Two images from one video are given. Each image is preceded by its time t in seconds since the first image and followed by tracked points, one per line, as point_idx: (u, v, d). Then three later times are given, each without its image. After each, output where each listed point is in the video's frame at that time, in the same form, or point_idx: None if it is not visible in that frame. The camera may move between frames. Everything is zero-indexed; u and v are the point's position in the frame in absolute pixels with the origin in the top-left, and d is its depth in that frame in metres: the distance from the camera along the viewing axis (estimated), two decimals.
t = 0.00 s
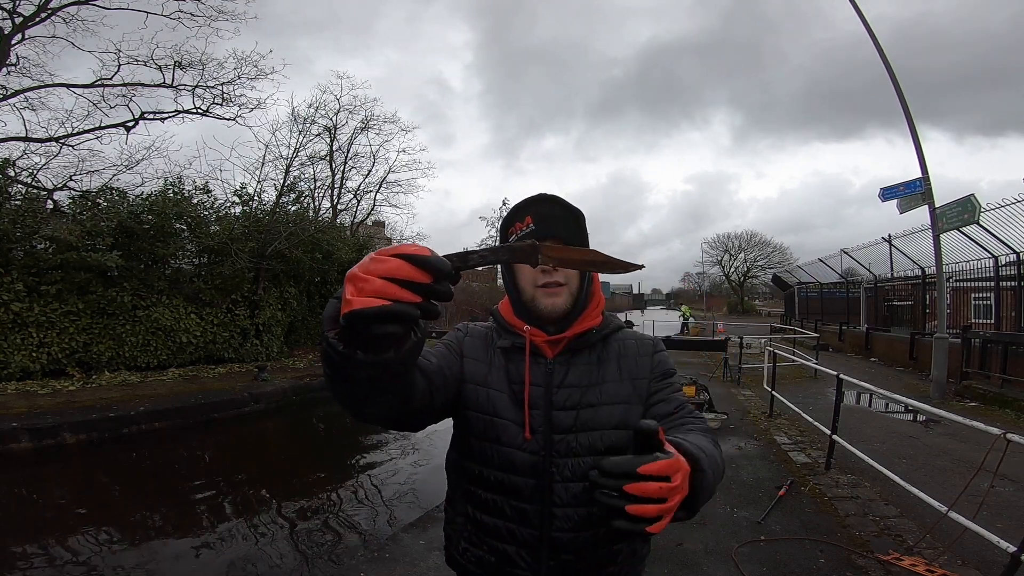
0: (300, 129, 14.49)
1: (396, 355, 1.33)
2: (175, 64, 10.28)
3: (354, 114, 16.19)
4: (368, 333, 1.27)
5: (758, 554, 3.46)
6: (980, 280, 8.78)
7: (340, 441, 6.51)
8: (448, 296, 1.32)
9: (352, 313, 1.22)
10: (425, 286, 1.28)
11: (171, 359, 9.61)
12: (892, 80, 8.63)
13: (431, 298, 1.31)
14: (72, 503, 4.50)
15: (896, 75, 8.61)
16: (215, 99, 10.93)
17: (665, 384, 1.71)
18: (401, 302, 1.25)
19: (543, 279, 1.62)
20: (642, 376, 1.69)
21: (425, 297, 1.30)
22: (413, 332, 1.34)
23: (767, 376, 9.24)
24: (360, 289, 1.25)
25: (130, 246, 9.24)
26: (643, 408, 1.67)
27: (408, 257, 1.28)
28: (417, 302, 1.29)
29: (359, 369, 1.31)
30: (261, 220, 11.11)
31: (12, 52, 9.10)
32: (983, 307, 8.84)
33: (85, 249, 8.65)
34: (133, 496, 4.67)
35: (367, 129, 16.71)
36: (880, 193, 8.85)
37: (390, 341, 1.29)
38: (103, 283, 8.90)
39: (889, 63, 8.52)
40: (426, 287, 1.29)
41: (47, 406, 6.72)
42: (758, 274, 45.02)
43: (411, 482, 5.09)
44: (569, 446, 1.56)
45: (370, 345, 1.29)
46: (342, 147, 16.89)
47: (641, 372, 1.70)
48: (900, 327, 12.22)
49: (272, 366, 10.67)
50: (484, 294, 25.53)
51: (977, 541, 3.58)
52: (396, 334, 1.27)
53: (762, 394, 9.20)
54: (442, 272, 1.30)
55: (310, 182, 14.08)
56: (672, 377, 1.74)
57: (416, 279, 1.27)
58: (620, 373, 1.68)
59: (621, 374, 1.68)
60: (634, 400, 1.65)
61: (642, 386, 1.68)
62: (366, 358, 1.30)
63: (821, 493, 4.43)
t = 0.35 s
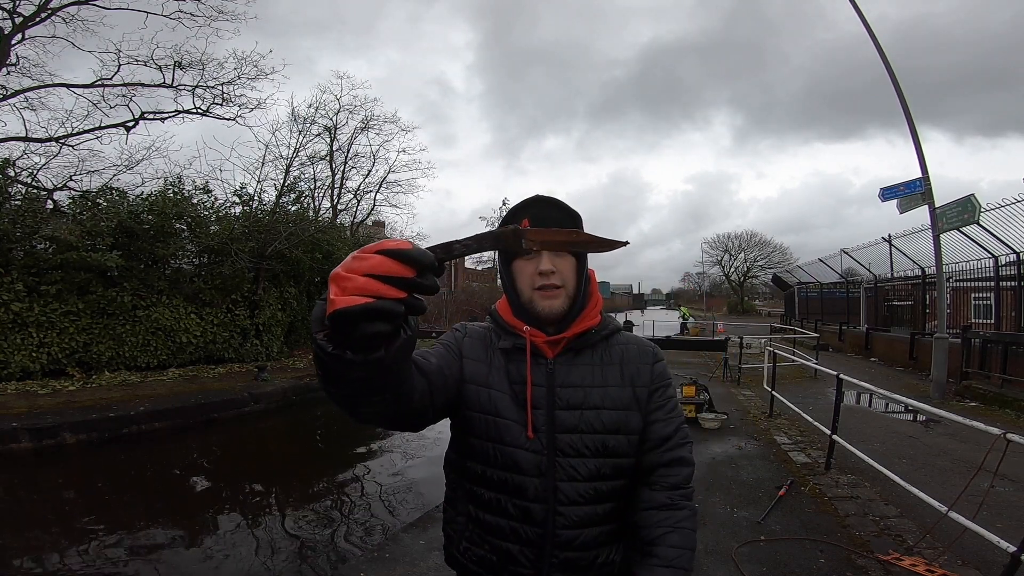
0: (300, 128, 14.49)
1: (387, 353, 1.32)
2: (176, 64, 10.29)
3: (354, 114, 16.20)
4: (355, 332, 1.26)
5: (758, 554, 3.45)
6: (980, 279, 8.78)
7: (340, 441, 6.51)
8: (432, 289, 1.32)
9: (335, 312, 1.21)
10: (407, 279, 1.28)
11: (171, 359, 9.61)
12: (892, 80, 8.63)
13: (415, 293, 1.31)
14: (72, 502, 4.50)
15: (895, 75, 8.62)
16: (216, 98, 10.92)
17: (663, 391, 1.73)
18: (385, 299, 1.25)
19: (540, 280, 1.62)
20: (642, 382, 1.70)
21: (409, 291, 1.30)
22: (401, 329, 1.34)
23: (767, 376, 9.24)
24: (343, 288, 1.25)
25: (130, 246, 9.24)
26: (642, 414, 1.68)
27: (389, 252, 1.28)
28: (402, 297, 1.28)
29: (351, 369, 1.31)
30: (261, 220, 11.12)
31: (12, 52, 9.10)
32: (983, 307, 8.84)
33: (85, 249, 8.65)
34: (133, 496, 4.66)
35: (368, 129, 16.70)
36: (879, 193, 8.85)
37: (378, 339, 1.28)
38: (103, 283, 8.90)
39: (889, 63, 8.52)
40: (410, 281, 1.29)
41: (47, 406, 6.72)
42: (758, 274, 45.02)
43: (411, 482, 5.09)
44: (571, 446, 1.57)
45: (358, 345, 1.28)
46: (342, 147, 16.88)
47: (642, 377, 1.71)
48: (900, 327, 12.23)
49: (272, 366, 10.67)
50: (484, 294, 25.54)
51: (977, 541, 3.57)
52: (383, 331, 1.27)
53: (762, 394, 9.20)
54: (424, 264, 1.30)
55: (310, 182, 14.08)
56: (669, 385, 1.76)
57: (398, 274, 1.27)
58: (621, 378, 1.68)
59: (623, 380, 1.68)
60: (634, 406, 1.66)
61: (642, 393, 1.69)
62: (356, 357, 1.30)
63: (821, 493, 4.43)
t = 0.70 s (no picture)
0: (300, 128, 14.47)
1: (387, 353, 1.32)
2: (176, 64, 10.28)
3: (354, 114, 16.18)
4: (355, 332, 1.26)
5: (758, 554, 3.46)
6: (980, 279, 8.78)
7: (340, 441, 6.51)
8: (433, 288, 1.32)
9: (335, 314, 1.21)
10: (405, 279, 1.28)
11: (171, 359, 9.61)
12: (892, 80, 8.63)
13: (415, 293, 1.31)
14: (73, 503, 4.50)
15: (896, 76, 8.63)
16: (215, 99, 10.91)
17: (662, 393, 1.75)
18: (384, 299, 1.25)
19: (539, 283, 1.63)
20: (642, 384, 1.71)
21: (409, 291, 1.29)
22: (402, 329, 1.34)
23: (767, 376, 9.24)
24: (342, 289, 1.25)
25: (130, 246, 9.24)
26: (641, 415, 1.70)
27: (388, 253, 1.28)
28: (401, 297, 1.28)
29: (351, 369, 1.30)
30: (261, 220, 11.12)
31: (12, 51, 9.09)
32: (983, 307, 8.84)
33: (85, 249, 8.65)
34: (133, 496, 4.66)
35: (368, 129, 16.69)
36: (879, 193, 8.85)
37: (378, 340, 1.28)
38: (103, 283, 8.90)
39: (889, 63, 8.53)
40: (409, 280, 1.28)
41: (47, 406, 6.72)
42: (758, 274, 45.01)
43: (411, 482, 5.09)
44: (574, 446, 1.57)
45: (358, 345, 1.28)
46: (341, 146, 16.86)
47: (642, 380, 1.72)
48: (900, 327, 12.23)
49: (272, 366, 10.67)
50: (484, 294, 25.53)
51: (977, 541, 3.58)
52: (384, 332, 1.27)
53: (762, 394, 9.20)
54: (423, 264, 1.30)
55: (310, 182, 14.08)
56: (668, 386, 1.79)
57: (396, 273, 1.27)
58: (622, 379, 1.68)
59: (624, 382, 1.68)
60: (634, 407, 1.67)
61: (642, 395, 1.70)
62: (356, 357, 1.30)
63: (821, 493, 4.43)
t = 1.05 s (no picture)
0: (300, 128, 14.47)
1: (398, 354, 1.32)
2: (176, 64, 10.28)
3: (354, 114, 16.17)
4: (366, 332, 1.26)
5: (758, 554, 3.45)
6: (980, 280, 8.78)
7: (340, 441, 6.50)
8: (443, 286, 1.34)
9: (349, 315, 1.21)
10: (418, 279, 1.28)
11: (170, 359, 9.61)
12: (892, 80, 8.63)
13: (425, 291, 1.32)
14: (73, 503, 4.50)
15: (896, 76, 8.63)
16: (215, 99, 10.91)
17: (661, 391, 1.75)
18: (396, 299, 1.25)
19: (539, 284, 1.63)
20: (642, 382, 1.71)
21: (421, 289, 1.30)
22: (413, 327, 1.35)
23: (767, 377, 9.24)
24: (354, 288, 1.24)
25: (130, 246, 9.24)
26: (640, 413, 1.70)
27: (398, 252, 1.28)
28: (412, 296, 1.28)
29: (362, 371, 1.30)
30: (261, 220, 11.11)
31: (12, 51, 9.09)
32: (983, 307, 8.84)
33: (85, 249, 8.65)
34: (133, 497, 4.65)
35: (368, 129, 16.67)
36: (880, 193, 8.85)
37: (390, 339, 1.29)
38: (103, 283, 8.90)
39: (890, 63, 8.53)
40: (420, 279, 1.29)
41: (47, 406, 6.72)
42: (758, 274, 45.00)
43: (411, 482, 5.09)
44: (576, 444, 1.57)
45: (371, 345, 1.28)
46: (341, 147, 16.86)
47: (640, 378, 1.72)
48: (900, 327, 12.22)
49: (272, 366, 10.66)
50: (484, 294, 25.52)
51: (977, 541, 3.58)
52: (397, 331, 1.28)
53: (762, 394, 9.19)
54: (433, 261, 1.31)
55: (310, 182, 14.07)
56: (665, 384, 1.79)
57: (407, 272, 1.27)
58: (622, 378, 1.69)
59: (624, 380, 1.69)
60: (634, 405, 1.68)
61: (641, 393, 1.70)
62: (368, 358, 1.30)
63: (821, 493, 4.43)
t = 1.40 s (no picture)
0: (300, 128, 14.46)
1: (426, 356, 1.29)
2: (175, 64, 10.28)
3: (354, 114, 16.17)
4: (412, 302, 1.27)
5: (758, 554, 3.45)
6: (980, 279, 8.78)
7: (340, 441, 6.50)
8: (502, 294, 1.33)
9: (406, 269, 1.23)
10: (479, 272, 1.30)
11: (170, 359, 9.61)
12: (892, 80, 8.62)
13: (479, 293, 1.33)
14: (73, 503, 4.50)
15: (896, 76, 8.63)
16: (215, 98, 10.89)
17: (661, 388, 1.74)
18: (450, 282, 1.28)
19: (541, 286, 1.63)
20: (641, 379, 1.71)
21: (478, 291, 1.32)
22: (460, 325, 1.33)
23: (767, 376, 9.24)
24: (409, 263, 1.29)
25: (130, 246, 9.24)
26: (642, 411, 1.69)
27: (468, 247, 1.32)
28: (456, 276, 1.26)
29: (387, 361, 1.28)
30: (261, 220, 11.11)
31: (12, 51, 9.09)
32: (983, 307, 8.84)
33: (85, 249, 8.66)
34: (133, 496, 4.66)
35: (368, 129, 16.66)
36: (879, 193, 8.85)
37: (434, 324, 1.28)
38: (103, 283, 8.90)
39: (889, 63, 8.53)
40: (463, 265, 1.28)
41: (47, 406, 6.73)
42: (758, 274, 45.01)
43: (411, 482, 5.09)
44: (579, 446, 1.57)
45: (412, 321, 1.26)
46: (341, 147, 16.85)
47: (640, 376, 1.71)
48: (900, 327, 12.23)
49: (272, 366, 10.67)
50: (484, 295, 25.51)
51: (977, 541, 3.58)
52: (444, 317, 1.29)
53: (762, 394, 9.20)
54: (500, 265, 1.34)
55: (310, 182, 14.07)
56: (666, 380, 1.79)
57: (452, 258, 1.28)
58: (622, 377, 1.69)
59: (624, 379, 1.69)
60: (635, 404, 1.67)
61: (642, 390, 1.70)
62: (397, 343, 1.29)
63: (821, 493, 4.43)
